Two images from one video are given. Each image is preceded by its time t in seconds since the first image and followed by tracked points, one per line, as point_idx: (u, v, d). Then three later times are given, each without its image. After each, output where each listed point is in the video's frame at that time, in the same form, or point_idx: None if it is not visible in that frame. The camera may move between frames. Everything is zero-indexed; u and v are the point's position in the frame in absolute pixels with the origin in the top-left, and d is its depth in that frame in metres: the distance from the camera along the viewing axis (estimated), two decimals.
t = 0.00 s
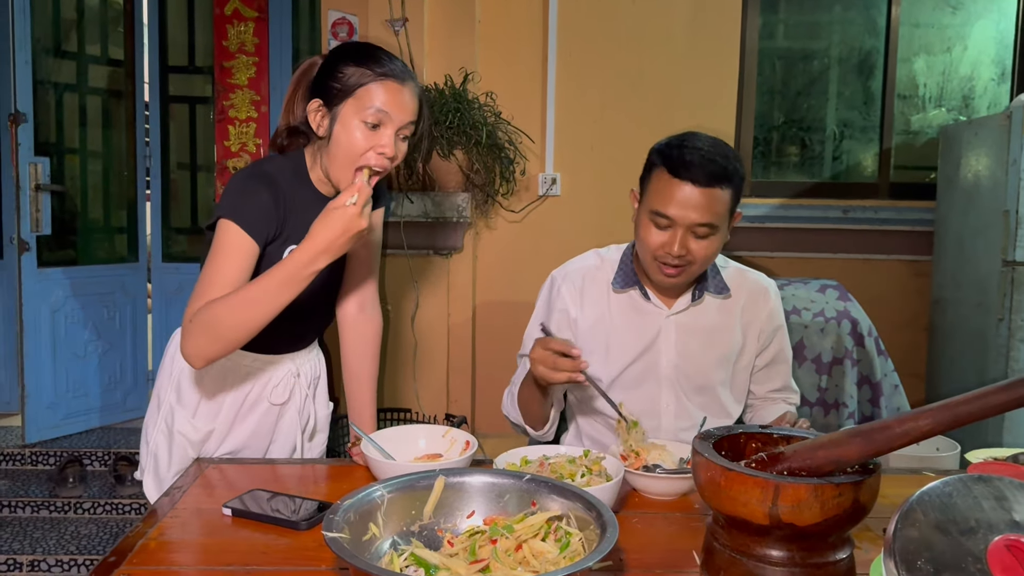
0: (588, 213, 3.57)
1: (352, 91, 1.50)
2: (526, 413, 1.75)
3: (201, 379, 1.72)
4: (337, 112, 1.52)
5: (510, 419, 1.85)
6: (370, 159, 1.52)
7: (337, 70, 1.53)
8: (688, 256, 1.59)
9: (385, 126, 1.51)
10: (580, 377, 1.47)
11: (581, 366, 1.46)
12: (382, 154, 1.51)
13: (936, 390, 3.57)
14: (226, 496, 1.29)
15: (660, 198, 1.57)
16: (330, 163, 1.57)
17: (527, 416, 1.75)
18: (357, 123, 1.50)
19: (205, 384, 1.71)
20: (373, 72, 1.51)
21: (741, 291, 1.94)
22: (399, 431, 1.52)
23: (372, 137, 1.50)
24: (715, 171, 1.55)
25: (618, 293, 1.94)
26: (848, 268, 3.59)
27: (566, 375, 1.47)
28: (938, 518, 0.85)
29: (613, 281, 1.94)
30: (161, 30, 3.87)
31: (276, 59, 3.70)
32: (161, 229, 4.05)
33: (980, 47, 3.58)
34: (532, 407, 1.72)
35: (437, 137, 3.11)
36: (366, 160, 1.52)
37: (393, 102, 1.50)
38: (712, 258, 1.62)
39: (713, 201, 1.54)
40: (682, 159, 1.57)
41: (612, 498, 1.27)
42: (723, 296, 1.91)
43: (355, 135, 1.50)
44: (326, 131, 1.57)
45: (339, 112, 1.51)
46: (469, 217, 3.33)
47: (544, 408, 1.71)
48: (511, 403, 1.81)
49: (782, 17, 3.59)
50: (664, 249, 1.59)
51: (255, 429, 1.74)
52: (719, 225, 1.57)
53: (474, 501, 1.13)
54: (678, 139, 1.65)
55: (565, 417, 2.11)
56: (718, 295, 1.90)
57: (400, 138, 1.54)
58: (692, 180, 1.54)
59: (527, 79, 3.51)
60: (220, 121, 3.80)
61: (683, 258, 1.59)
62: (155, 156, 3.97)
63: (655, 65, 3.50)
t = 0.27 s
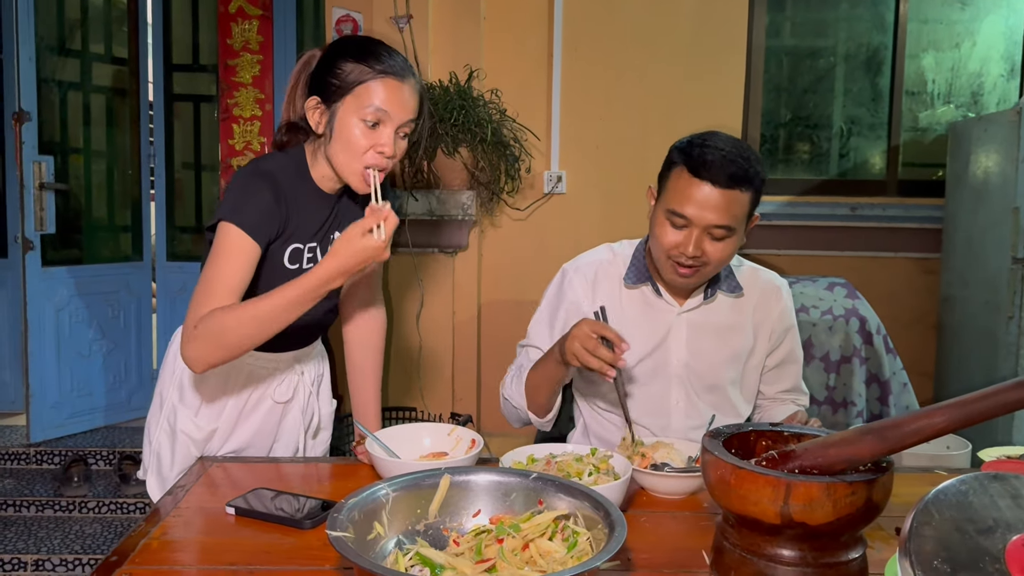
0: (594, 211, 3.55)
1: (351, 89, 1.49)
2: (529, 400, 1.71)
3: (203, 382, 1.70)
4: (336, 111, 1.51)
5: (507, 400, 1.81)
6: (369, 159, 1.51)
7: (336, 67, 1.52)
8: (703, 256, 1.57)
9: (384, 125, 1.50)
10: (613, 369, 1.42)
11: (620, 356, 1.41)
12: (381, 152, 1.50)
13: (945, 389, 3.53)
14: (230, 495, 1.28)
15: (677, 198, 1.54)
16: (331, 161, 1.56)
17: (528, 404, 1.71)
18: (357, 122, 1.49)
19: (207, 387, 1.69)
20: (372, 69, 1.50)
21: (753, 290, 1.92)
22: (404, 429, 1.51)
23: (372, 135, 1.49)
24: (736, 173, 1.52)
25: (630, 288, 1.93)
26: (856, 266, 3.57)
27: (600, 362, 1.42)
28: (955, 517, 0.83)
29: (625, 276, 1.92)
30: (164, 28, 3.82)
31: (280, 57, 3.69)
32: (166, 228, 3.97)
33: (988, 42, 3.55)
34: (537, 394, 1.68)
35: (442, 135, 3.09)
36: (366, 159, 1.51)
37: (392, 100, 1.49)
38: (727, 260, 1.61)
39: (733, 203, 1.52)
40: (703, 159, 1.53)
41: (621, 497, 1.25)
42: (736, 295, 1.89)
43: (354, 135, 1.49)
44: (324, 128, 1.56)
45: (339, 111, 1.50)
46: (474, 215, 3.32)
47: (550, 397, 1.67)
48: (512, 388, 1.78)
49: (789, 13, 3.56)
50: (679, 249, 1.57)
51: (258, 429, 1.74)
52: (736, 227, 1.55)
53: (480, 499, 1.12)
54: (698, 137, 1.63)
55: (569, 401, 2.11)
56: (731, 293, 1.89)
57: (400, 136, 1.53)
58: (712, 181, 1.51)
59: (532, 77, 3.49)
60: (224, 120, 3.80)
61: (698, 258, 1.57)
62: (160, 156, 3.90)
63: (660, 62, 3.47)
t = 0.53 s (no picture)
0: (598, 210, 3.53)
1: (355, 93, 1.47)
2: (521, 394, 1.69)
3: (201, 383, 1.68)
4: (338, 113, 1.49)
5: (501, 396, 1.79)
6: (372, 165, 1.50)
7: (341, 68, 1.50)
8: (709, 259, 1.54)
9: (388, 130, 1.48)
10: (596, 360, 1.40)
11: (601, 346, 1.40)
12: (384, 158, 1.49)
13: (953, 388, 3.50)
14: (230, 496, 1.26)
15: (684, 200, 1.52)
16: (330, 160, 1.55)
17: (520, 398, 1.70)
18: (360, 126, 1.47)
19: (206, 388, 1.67)
20: (377, 72, 1.48)
21: (761, 290, 1.90)
22: (408, 429, 1.49)
23: (374, 140, 1.48)
24: (745, 175, 1.49)
25: (636, 287, 1.90)
26: (863, 264, 3.54)
27: (582, 353, 1.41)
28: (969, 520, 0.81)
29: (631, 276, 1.89)
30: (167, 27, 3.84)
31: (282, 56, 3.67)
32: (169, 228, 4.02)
33: (996, 38, 3.51)
34: (528, 387, 1.66)
35: (446, 133, 3.07)
36: (367, 165, 1.50)
37: (396, 106, 1.47)
38: (735, 264, 1.58)
39: (741, 207, 1.49)
40: (712, 161, 1.50)
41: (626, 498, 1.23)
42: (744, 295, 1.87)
43: (357, 138, 1.48)
44: (325, 128, 1.54)
45: (341, 113, 1.48)
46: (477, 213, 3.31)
47: (541, 391, 1.66)
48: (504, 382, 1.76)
49: (794, 10, 3.53)
50: (685, 251, 1.55)
51: (258, 429, 1.72)
52: (744, 231, 1.52)
53: (483, 501, 1.10)
54: (707, 137, 1.60)
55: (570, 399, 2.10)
56: (739, 293, 1.86)
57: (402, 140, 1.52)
58: (721, 184, 1.48)
59: (535, 74, 3.47)
60: (227, 118, 3.81)
61: (704, 262, 1.55)
62: (162, 155, 3.94)
63: (665, 59, 3.45)
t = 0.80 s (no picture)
0: (601, 208, 3.51)
1: (356, 99, 1.46)
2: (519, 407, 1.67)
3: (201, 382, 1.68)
4: (338, 117, 1.48)
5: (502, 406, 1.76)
6: (369, 172, 1.50)
7: (344, 69, 1.48)
8: (708, 262, 1.53)
9: (388, 137, 1.48)
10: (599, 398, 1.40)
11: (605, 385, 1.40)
12: (382, 164, 1.49)
13: (958, 388, 3.48)
14: (229, 497, 1.25)
15: (683, 203, 1.50)
16: (328, 160, 1.54)
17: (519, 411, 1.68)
18: (361, 130, 1.47)
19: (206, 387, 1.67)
20: (380, 77, 1.46)
21: (763, 288, 1.88)
22: (410, 429, 1.48)
23: (372, 147, 1.48)
24: (746, 177, 1.46)
25: (635, 289, 1.88)
26: (867, 263, 3.52)
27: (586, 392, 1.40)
28: (980, 521, 0.79)
29: (631, 277, 1.86)
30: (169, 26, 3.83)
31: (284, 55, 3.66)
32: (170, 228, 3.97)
33: (1002, 35, 3.49)
34: (526, 402, 1.64)
35: (448, 131, 3.06)
36: (366, 170, 1.50)
37: (397, 113, 1.47)
38: (733, 267, 1.56)
39: (740, 210, 1.47)
40: (711, 163, 1.48)
41: (630, 499, 1.22)
42: (746, 294, 1.85)
43: (356, 141, 1.47)
44: (325, 128, 1.52)
45: (341, 117, 1.48)
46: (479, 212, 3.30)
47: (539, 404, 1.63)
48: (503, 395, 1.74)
49: (798, 7, 3.51)
50: (684, 254, 1.53)
51: (258, 429, 1.72)
52: (744, 234, 1.51)
53: (485, 502, 1.08)
54: (707, 137, 1.58)
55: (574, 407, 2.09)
56: (741, 292, 1.85)
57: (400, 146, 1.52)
58: (721, 187, 1.46)
59: (538, 72, 3.46)
60: (229, 118, 3.80)
61: (703, 264, 1.53)
62: (163, 155, 3.94)
63: (668, 57, 3.43)
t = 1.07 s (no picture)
0: (602, 209, 3.51)
1: (359, 91, 1.46)
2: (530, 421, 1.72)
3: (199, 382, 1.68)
4: (345, 112, 1.47)
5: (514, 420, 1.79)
6: (381, 162, 1.50)
7: (343, 65, 1.48)
8: (692, 259, 1.52)
9: (395, 126, 1.49)
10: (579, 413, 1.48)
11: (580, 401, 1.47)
12: (393, 154, 1.50)
13: (960, 389, 3.47)
14: (227, 499, 1.25)
15: (660, 203, 1.50)
16: (336, 160, 1.52)
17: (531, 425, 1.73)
18: (369, 123, 1.47)
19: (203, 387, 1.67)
20: (380, 68, 1.47)
21: (754, 281, 1.87)
22: (408, 432, 1.48)
23: (383, 137, 1.48)
24: (719, 170, 1.48)
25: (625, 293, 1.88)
26: (868, 263, 3.51)
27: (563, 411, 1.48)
28: (979, 523, 0.78)
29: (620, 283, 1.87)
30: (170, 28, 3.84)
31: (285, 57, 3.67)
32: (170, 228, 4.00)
33: (1003, 35, 3.48)
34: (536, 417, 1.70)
35: (448, 132, 3.05)
36: (377, 163, 1.49)
37: (400, 102, 1.47)
38: (720, 262, 1.55)
39: (718, 203, 1.47)
40: (684, 161, 1.49)
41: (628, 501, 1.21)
42: (736, 288, 1.85)
43: (365, 134, 1.47)
44: (332, 128, 1.50)
45: (348, 112, 1.46)
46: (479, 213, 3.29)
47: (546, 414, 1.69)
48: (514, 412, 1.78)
49: (799, 7, 3.50)
50: (668, 255, 1.52)
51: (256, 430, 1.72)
52: (724, 227, 1.50)
53: (481, 504, 1.08)
54: (680, 136, 1.58)
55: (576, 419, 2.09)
56: (731, 287, 1.85)
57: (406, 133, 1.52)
58: (696, 182, 1.46)
59: (538, 73, 3.46)
60: (229, 119, 3.80)
61: (687, 262, 1.52)
62: (164, 156, 3.94)
63: (668, 58, 3.43)
